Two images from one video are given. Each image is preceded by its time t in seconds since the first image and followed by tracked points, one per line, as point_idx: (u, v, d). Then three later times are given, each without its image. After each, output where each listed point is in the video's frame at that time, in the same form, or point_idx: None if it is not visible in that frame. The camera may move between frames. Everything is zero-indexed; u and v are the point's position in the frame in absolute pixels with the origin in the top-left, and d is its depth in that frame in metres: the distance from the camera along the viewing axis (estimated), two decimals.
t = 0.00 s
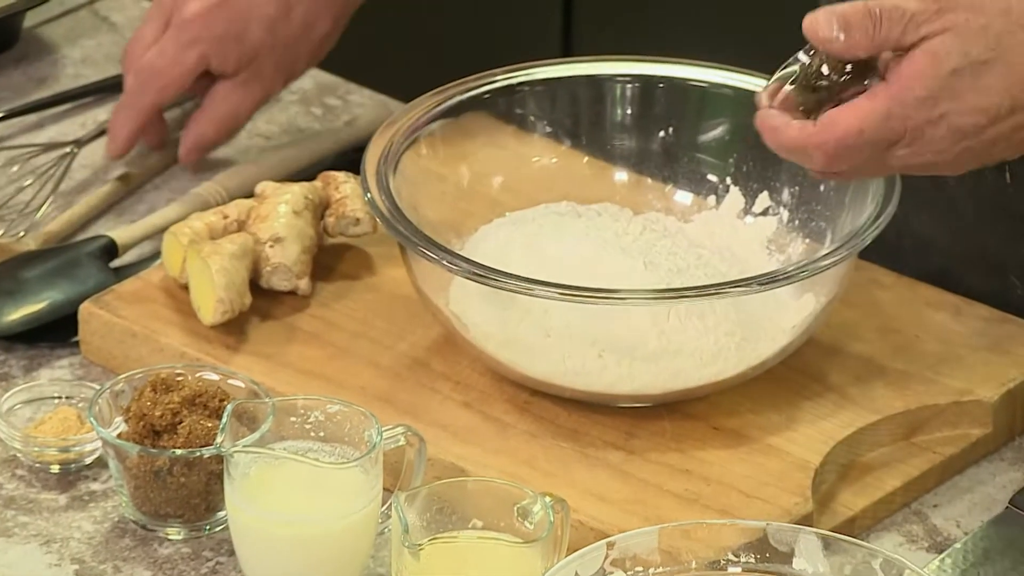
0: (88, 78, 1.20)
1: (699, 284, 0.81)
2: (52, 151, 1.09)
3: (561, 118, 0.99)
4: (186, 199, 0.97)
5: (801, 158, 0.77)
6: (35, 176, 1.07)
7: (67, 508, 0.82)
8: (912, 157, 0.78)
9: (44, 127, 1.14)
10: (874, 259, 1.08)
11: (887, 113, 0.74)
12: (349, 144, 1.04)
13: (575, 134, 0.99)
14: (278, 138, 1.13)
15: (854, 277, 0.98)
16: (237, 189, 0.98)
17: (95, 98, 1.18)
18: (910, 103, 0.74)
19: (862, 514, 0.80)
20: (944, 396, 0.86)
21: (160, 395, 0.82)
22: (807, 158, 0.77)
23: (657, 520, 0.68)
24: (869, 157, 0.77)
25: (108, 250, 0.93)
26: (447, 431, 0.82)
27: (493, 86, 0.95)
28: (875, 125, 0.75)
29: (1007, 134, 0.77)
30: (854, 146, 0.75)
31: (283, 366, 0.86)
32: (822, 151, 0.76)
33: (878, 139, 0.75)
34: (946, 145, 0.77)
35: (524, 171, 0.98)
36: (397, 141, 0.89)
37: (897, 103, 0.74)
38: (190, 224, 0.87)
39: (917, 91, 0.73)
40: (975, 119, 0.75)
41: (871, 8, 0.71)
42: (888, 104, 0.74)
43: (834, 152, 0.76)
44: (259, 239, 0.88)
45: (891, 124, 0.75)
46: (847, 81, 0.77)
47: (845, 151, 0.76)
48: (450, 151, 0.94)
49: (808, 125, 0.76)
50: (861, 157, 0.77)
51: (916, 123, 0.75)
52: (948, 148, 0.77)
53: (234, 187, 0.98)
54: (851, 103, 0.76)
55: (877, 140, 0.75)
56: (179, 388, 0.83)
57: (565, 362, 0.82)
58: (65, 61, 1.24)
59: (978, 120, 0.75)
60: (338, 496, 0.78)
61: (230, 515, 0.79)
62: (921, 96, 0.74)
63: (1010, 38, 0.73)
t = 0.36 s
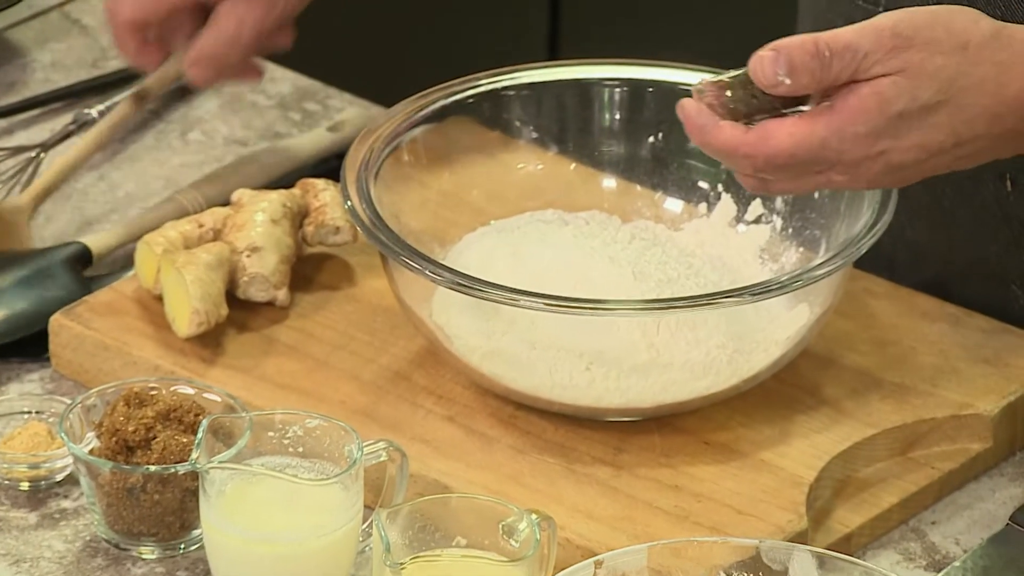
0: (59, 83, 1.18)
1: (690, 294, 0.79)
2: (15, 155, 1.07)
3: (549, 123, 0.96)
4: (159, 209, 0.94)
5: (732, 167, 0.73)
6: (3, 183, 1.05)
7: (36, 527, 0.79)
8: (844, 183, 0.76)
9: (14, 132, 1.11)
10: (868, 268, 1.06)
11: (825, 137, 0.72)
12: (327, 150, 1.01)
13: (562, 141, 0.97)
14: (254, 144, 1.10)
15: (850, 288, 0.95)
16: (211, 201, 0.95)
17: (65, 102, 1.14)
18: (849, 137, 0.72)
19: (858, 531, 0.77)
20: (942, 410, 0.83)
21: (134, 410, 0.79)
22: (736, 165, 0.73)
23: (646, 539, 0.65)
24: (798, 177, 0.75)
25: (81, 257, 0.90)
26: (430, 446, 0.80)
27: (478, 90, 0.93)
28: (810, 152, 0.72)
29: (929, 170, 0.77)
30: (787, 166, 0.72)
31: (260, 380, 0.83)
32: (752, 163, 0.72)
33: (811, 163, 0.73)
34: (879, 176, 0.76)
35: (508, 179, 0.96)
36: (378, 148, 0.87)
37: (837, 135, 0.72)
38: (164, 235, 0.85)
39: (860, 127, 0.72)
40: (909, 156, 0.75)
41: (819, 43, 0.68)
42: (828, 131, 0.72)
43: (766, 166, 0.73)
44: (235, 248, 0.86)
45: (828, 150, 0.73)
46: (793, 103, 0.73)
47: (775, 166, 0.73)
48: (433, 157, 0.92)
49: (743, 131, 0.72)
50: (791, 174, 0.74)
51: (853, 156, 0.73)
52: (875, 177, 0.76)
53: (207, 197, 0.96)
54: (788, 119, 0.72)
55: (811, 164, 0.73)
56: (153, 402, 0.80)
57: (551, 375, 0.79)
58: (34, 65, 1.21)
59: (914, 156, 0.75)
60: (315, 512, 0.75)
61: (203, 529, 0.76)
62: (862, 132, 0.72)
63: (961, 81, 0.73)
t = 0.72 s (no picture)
0: (26, 83, 1.14)
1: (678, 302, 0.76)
2: None
3: (532, 124, 0.93)
4: (127, 213, 0.91)
5: (637, 149, 0.69)
6: None
7: None
8: (758, 174, 0.70)
9: None
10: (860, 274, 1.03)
11: (733, 117, 0.67)
12: (300, 150, 0.99)
13: (546, 143, 0.94)
14: (227, 146, 1.07)
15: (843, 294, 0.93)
16: (180, 204, 0.92)
17: (31, 102, 1.11)
18: (760, 117, 0.67)
19: (852, 546, 0.74)
20: (939, 421, 0.81)
21: (102, 421, 0.76)
22: (644, 147, 0.69)
23: (632, 555, 0.62)
24: (711, 166, 0.70)
25: (46, 269, 0.87)
26: (409, 458, 0.77)
27: (459, 89, 0.91)
28: (719, 132, 0.67)
29: (848, 168, 0.70)
30: (693, 146, 0.68)
31: (232, 390, 0.80)
32: (659, 142, 0.68)
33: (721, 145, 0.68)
34: (796, 168, 0.70)
35: (489, 182, 0.93)
36: (355, 149, 0.84)
37: (747, 114, 0.67)
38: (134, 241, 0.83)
39: (771, 105, 0.66)
40: (827, 145, 0.68)
41: (731, 19, 0.65)
42: (736, 110, 0.67)
43: (672, 147, 0.68)
44: (207, 253, 0.84)
45: (737, 132, 0.67)
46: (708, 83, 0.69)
47: (684, 147, 0.68)
48: (413, 160, 0.90)
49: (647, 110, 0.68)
50: (702, 159, 0.69)
51: (763, 138, 0.68)
52: (795, 169, 0.70)
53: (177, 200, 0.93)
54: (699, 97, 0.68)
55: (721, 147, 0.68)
56: (122, 413, 0.77)
57: (534, 385, 0.76)
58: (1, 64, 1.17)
59: (828, 146, 0.69)
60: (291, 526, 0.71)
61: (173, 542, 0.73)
62: (774, 111, 0.67)
63: (877, 67, 0.66)
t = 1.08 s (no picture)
0: None
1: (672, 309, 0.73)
2: None
3: (521, 124, 0.91)
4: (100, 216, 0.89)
5: (571, 97, 0.66)
6: None
7: None
8: (692, 120, 0.66)
9: None
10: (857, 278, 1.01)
11: (664, 52, 0.64)
12: (278, 151, 0.97)
13: (535, 143, 0.92)
14: (202, 146, 1.05)
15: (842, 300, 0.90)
16: (155, 207, 0.90)
17: None
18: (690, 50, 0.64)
19: (852, 561, 0.72)
20: (941, 430, 0.78)
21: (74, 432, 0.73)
22: (578, 95, 0.66)
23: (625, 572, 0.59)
24: (646, 114, 0.66)
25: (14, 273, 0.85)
26: (393, 471, 0.74)
27: (443, 88, 0.88)
28: (650, 67, 0.64)
29: (788, 119, 0.66)
30: (623, 81, 0.64)
31: (209, 401, 0.77)
32: (590, 84, 0.65)
33: (653, 84, 0.65)
34: (729, 115, 0.66)
35: (475, 184, 0.90)
36: (337, 150, 0.82)
37: (676, 47, 0.64)
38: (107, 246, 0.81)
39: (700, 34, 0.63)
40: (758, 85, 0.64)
41: None
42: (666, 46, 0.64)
43: (603, 85, 0.65)
44: (182, 258, 0.82)
45: (668, 68, 0.64)
46: (646, 26, 0.67)
47: (616, 87, 0.65)
48: (395, 161, 0.88)
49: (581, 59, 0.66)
50: (635, 101, 0.66)
51: (693, 73, 0.64)
52: (731, 116, 0.66)
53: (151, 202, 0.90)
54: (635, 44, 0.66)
55: (652, 85, 0.65)
56: (95, 424, 0.74)
57: (523, 395, 0.73)
58: None
59: (762, 86, 0.64)
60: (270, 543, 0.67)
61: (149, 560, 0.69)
62: (703, 43, 0.63)
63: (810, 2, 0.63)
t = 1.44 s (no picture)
0: None
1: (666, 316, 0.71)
2: None
3: (508, 124, 0.88)
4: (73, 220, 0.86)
5: (548, 70, 0.63)
6: None
7: None
8: (669, 96, 0.63)
9: None
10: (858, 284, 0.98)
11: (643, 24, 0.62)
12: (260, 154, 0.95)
13: (524, 146, 0.89)
14: (180, 148, 1.03)
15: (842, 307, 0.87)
16: (131, 212, 0.87)
17: None
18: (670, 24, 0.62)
19: None
20: (946, 442, 0.75)
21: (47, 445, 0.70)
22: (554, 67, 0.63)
23: None
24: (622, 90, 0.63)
25: None
26: (378, 486, 0.72)
27: (431, 89, 0.85)
28: (630, 38, 0.62)
29: (763, 102, 0.64)
30: (602, 49, 0.62)
31: (188, 413, 0.75)
32: (566, 52, 0.62)
33: (631, 55, 0.62)
34: (707, 95, 0.64)
35: (463, 187, 0.88)
36: (320, 152, 0.79)
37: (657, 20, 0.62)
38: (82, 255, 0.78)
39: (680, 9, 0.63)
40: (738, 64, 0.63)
41: None
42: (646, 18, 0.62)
43: (582, 53, 0.62)
44: (160, 265, 0.80)
45: (647, 40, 0.62)
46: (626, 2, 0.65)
47: (595, 57, 0.62)
48: (380, 164, 0.85)
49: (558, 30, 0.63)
50: (612, 74, 0.63)
51: (672, 45, 0.62)
52: (710, 95, 0.64)
53: (126, 207, 0.87)
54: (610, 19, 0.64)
55: (630, 55, 0.62)
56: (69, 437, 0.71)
57: (512, 406, 0.71)
58: None
59: (739, 65, 0.63)
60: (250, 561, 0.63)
61: None
62: (682, 17, 0.63)
63: None
